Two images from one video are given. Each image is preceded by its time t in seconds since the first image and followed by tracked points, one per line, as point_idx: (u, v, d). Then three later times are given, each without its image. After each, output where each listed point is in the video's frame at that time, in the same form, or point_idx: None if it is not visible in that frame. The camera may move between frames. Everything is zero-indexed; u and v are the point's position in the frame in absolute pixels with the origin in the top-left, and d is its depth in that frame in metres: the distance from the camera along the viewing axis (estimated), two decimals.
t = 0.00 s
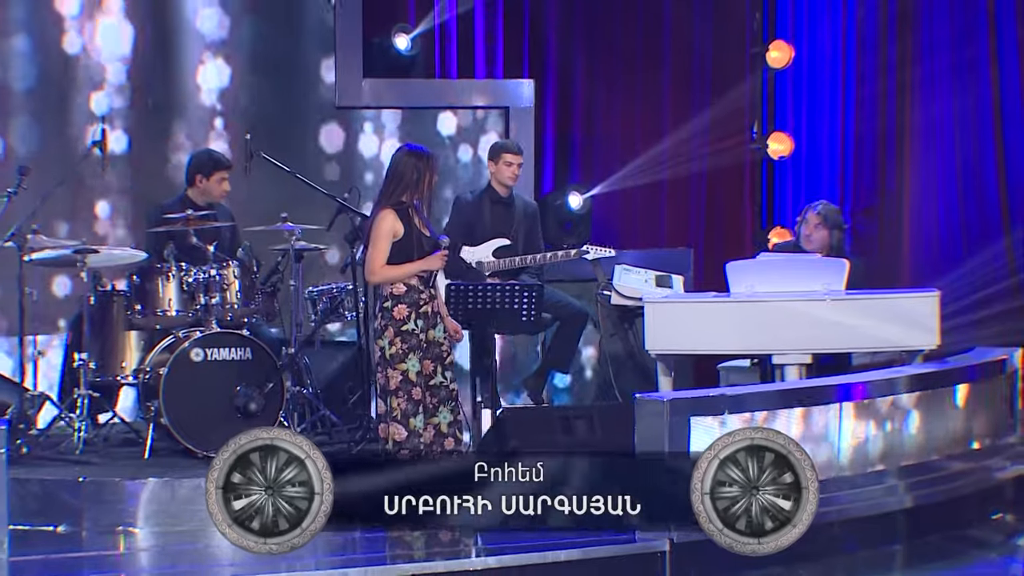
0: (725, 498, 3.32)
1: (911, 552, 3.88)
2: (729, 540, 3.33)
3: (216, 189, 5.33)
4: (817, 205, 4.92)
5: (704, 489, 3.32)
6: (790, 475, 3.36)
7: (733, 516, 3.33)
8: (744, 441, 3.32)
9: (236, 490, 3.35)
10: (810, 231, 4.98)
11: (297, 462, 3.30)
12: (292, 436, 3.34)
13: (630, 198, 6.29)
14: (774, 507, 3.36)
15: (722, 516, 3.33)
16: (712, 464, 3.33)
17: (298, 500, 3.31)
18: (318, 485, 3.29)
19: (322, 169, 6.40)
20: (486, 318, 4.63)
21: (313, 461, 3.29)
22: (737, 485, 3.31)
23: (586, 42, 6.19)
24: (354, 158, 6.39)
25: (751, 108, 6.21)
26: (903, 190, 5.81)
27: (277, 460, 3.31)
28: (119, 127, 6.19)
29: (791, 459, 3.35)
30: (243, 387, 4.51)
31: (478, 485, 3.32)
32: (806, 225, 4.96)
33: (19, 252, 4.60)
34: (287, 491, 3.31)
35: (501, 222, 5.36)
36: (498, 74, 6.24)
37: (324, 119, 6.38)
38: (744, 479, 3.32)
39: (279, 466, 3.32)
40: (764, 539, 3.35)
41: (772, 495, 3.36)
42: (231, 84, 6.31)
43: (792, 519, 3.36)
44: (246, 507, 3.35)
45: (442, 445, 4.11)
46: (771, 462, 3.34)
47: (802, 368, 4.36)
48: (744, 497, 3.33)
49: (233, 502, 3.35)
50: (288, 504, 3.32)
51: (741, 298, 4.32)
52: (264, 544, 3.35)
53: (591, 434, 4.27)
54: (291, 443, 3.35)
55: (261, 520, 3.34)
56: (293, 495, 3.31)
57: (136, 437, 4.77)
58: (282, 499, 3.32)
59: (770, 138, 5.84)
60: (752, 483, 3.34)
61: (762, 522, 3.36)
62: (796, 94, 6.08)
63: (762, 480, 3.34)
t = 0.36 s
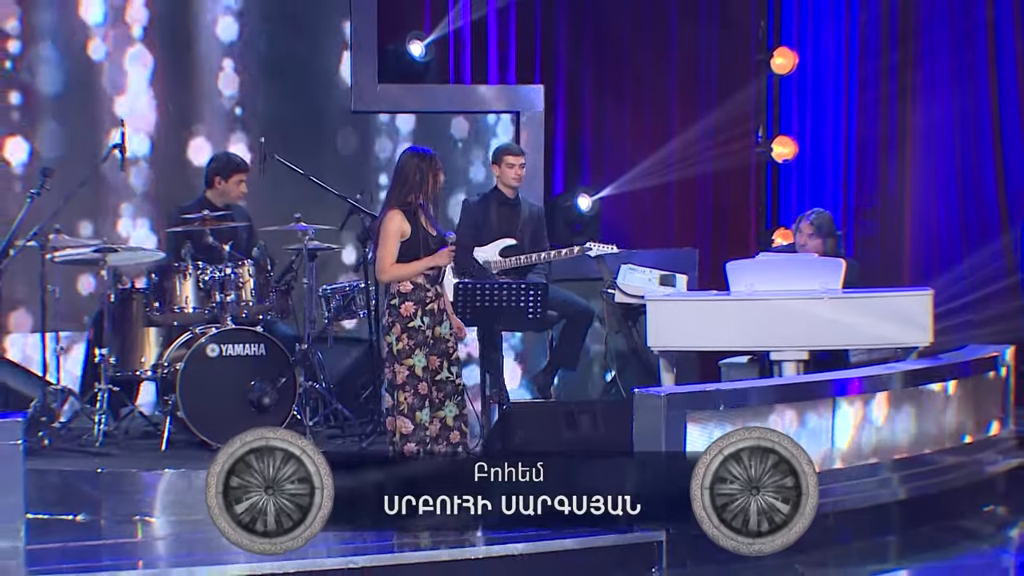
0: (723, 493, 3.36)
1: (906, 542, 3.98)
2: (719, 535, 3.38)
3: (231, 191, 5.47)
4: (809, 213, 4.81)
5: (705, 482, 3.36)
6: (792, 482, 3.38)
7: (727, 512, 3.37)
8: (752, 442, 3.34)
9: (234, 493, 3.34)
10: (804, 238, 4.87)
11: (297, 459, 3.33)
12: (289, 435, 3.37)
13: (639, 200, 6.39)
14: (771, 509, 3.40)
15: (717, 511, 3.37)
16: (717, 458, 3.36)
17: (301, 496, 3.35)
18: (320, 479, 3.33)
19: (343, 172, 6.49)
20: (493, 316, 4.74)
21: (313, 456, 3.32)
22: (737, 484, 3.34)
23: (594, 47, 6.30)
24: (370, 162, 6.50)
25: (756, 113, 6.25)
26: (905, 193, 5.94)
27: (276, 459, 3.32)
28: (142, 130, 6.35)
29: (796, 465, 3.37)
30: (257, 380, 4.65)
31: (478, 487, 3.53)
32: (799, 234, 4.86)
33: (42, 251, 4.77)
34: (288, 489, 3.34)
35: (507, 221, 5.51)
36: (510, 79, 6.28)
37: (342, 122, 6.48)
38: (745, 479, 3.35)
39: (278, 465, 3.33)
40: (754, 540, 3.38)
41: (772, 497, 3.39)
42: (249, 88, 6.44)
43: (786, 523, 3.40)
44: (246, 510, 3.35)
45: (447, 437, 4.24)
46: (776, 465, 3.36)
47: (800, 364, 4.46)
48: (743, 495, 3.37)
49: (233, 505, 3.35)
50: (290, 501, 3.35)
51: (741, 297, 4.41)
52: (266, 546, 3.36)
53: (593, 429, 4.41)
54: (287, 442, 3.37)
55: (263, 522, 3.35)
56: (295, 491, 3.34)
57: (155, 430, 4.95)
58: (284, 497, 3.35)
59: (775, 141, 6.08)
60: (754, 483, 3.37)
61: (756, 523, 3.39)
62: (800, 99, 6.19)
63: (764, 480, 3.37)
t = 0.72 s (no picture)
0: (723, 490, 3.40)
1: (898, 531, 4.12)
2: (713, 529, 3.43)
3: (246, 192, 5.63)
4: (807, 213, 4.94)
5: (706, 478, 3.40)
6: (792, 484, 3.43)
7: (725, 508, 3.42)
8: (757, 441, 3.38)
9: (235, 496, 3.36)
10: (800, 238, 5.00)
11: (292, 454, 3.33)
12: (284, 432, 3.37)
13: (647, 201, 6.49)
14: (768, 509, 3.44)
15: (715, 506, 3.42)
16: (720, 455, 3.39)
17: (301, 491, 3.36)
18: (316, 474, 3.33)
19: (355, 173, 6.64)
20: (500, 313, 4.85)
21: (304, 449, 3.31)
22: (739, 482, 3.39)
23: (603, 52, 6.39)
24: (384, 164, 6.64)
25: (762, 116, 6.39)
26: (905, 195, 6.06)
27: (272, 458, 3.33)
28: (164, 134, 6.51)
29: (797, 468, 3.42)
30: (270, 374, 4.79)
31: (483, 486, 3.62)
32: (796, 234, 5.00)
33: (65, 250, 4.94)
34: (287, 486, 3.34)
35: (515, 221, 5.65)
36: (522, 84, 6.37)
37: (356, 125, 6.63)
38: (746, 478, 3.39)
39: (275, 462, 3.34)
40: (748, 539, 3.43)
41: (770, 498, 3.43)
42: (269, 93, 6.60)
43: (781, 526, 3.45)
44: (251, 512, 3.38)
45: (453, 430, 4.40)
46: (778, 466, 3.41)
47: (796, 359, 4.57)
48: (743, 493, 3.41)
49: (235, 508, 3.38)
50: (290, 497, 3.36)
51: (741, 294, 4.51)
52: (276, 544, 3.41)
53: (595, 423, 4.49)
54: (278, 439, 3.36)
55: (268, 520, 3.39)
56: (295, 487, 3.35)
57: (172, 423, 5.11)
58: (283, 494, 3.36)
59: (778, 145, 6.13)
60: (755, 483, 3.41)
61: (752, 522, 3.44)
62: (804, 100, 6.37)
63: (766, 482, 3.41)
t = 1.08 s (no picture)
0: (724, 487, 3.53)
1: (891, 520, 4.27)
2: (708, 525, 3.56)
3: (261, 192, 5.77)
4: (804, 212, 5.06)
5: (709, 472, 3.54)
6: (792, 489, 3.56)
7: (723, 505, 3.55)
8: (764, 441, 3.52)
9: (236, 499, 3.51)
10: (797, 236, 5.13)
11: (288, 451, 3.51)
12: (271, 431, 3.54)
13: (653, 202, 6.61)
14: (765, 513, 3.55)
15: (713, 501, 3.55)
16: (725, 452, 3.53)
17: (300, 488, 3.53)
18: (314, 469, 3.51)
19: (366, 175, 6.82)
20: (504, 310, 5.03)
21: (295, 442, 3.50)
22: (740, 480, 3.52)
23: (611, 55, 6.50)
24: (396, 166, 6.81)
25: (764, 118, 6.45)
26: (905, 194, 6.20)
27: (268, 458, 3.50)
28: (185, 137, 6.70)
29: (799, 475, 3.55)
30: (282, 368, 4.90)
31: (479, 486, 3.80)
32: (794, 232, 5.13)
33: (85, 248, 5.11)
34: (286, 483, 3.51)
35: (521, 221, 5.78)
36: (531, 88, 6.51)
37: (368, 129, 6.82)
38: (748, 477, 3.52)
39: (272, 462, 3.51)
40: (741, 538, 3.55)
41: (768, 502, 3.55)
42: (284, 97, 6.77)
43: (775, 529, 3.57)
44: (255, 517, 3.52)
45: (452, 422, 4.54)
46: (780, 469, 3.54)
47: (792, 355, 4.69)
48: (744, 493, 3.53)
49: (240, 513, 3.52)
50: (291, 494, 3.53)
51: (738, 291, 4.63)
52: (282, 543, 3.55)
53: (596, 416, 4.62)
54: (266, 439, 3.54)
55: (272, 521, 3.53)
56: (294, 484, 3.52)
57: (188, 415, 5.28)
58: (283, 492, 3.52)
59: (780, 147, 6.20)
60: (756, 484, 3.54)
61: (747, 523, 3.55)
62: (806, 105, 6.45)
63: (767, 485, 3.54)
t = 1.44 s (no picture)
0: (726, 483, 3.65)
1: (882, 512, 4.44)
2: (704, 519, 3.67)
3: (275, 192, 5.94)
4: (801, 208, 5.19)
5: (714, 467, 3.66)
6: (790, 493, 3.71)
7: (721, 501, 3.66)
8: (767, 442, 3.68)
9: (237, 503, 3.69)
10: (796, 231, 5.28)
11: (284, 450, 3.69)
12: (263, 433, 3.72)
13: (658, 202, 6.74)
14: (760, 514, 3.69)
15: (713, 497, 3.66)
16: (730, 449, 3.66)
17: (300, 484, 3.71)
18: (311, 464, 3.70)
19: (378, 176, 6.97)
20: (509, 306, 5.14)
21: (287, 438, 3.69)
22: (742, 477, 3.64)
23: (618, 59, 6.63)
24: (405, 166, 6.97)
25: (767, 121, 6.63)
26: (904, 195, 6.35)
27: (265, 458, 3.68)
28: (203, 140, 6.84)
29: (800, 480, 3.70)
30: (294, 361, 5.04)
31: (480, 486, 3.84)
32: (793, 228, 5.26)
33: (103, 246, 5.27)
34: (285, 481, 3.68)
35: (527, 221, 5.92)
36: (540, 92, 6.63)
37: (381, 131, 6.96)
38: (750, 476, 3.65)
39: (269, 463, 3.69)
40: (735, 535, 3.67)
41: (766, 502, 3.68)
42: (299, 100, 6.91)
43: (767, 531, 3.71)
44: (258, 519, 3.68)
45: (460, 414, 4.66)
46: (782, 472, 3.70)
47: (787, 350, 4.81)
48: (745, 492, 3.66)
49: (244, 517, 3.69)
50: (291, 491, 3.70)
51: (737, 288, 4.74)
52: (289, 541, 3.69)
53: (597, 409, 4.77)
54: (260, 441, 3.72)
55: (276, 520, 3.69)
56: (293, 480, 3.70)
57: (203, 406, 5.46)
58: (283, 490, 3.69)
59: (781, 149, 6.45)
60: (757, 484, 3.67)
61: (741, 521, 3.68)
62: (807, 108, 6.60)
63: (768, 485, 3.68)
